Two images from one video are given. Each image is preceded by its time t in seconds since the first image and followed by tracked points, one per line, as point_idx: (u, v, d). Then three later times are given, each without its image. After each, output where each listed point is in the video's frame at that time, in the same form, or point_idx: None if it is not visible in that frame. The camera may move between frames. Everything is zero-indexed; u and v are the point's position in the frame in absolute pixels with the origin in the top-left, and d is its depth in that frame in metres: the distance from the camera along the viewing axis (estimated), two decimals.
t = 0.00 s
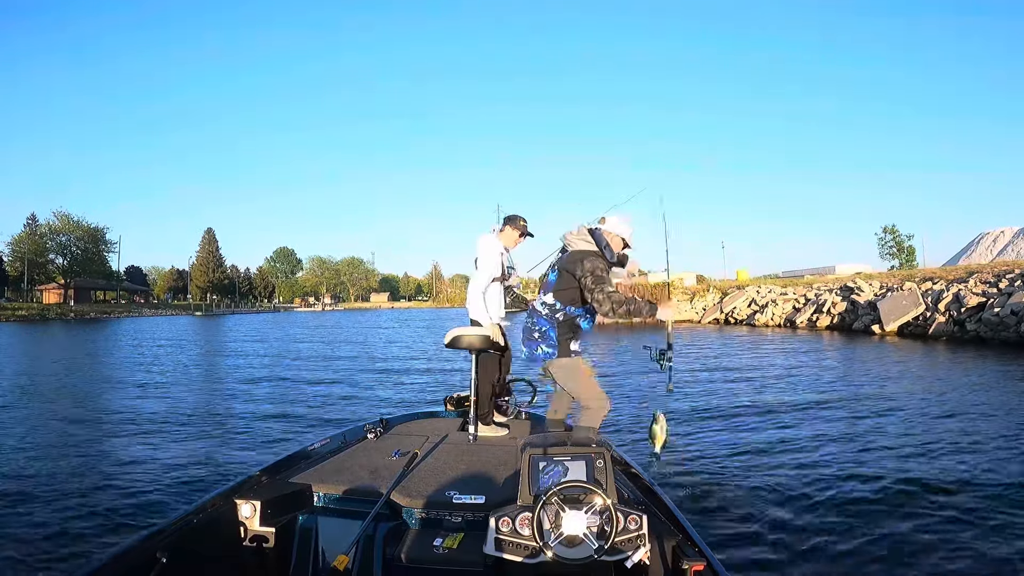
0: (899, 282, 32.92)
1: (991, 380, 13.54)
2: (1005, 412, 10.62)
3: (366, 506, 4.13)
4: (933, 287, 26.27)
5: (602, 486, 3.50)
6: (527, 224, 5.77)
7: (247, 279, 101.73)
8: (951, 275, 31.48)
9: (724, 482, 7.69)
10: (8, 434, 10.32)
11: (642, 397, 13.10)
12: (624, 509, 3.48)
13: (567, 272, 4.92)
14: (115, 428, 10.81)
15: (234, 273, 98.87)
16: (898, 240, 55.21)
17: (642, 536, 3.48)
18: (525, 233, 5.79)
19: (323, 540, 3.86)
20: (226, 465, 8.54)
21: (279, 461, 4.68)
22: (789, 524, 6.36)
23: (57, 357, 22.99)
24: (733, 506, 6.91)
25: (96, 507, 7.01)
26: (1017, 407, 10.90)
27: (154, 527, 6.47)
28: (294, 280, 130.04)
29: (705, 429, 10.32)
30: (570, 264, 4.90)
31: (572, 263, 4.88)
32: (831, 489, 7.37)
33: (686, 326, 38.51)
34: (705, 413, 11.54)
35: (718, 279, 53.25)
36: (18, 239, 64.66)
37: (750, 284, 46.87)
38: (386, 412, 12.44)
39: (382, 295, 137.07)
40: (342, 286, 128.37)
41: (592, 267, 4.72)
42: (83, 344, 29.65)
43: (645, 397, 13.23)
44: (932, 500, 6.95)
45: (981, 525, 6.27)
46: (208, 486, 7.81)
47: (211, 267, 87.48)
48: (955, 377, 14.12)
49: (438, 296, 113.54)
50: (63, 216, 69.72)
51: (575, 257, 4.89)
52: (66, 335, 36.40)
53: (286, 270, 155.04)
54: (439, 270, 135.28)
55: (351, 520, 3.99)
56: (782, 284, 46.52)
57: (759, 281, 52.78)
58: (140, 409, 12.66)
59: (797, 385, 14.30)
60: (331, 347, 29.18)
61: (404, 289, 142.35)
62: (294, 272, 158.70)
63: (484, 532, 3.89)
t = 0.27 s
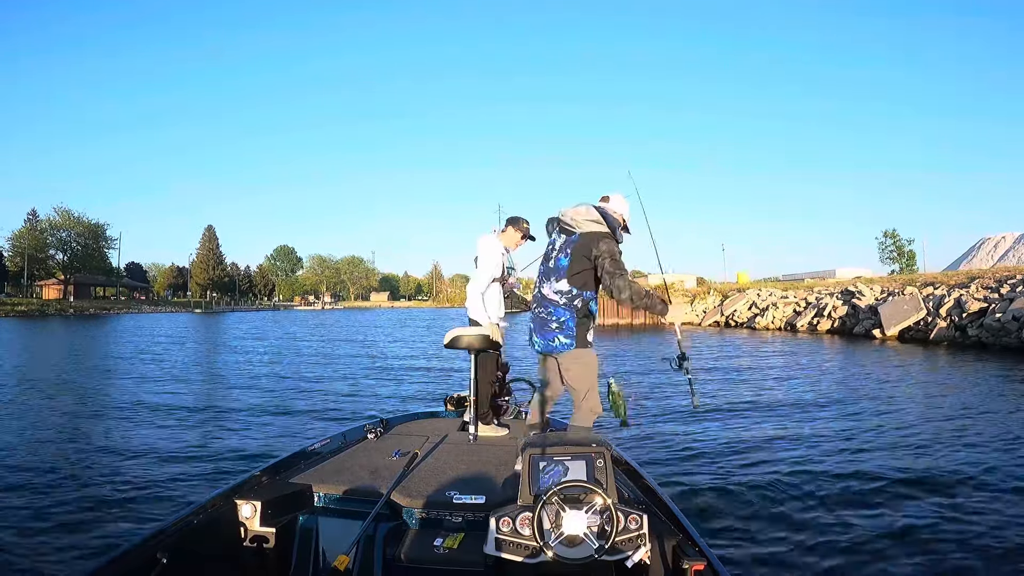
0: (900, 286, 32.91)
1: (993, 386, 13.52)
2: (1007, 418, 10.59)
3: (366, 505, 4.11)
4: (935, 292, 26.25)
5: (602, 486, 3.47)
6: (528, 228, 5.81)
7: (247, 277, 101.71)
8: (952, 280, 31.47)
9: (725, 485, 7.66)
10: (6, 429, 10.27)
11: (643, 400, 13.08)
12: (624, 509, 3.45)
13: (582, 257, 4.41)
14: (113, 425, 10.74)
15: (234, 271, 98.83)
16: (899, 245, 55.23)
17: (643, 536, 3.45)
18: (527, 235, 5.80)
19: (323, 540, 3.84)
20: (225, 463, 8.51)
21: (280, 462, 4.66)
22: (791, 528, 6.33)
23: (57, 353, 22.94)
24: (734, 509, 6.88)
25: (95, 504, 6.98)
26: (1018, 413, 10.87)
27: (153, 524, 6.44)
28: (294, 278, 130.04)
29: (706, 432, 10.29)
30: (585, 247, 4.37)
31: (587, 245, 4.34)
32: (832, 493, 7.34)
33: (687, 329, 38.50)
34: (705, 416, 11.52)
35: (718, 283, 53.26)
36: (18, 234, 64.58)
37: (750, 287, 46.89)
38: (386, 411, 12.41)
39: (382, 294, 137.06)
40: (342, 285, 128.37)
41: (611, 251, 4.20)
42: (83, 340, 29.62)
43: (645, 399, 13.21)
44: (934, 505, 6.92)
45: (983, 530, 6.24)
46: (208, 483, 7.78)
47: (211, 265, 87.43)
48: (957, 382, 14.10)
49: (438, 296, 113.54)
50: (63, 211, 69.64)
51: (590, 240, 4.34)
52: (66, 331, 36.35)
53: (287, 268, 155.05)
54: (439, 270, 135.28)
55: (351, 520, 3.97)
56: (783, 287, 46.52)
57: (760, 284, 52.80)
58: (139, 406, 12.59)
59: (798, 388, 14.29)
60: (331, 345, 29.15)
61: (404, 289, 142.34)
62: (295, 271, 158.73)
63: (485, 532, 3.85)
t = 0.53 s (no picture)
0: (900, 287, 32.92)
1: (993, 386, 13.54)
2: (1007, 417, 10.59)
3: (366, 505, 4.11)
4: (935, 292, 26.27)
5: (602, 486, 3.47)
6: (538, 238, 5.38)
7: (246, 278, 101.64)
8: (952, 281, 31.49)
9: (726, 486, 7.66)
10: (6, 431, 10.25)
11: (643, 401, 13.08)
12: (624, 509, 3.45)
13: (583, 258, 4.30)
14: (111, 427, 10.71)
15: (233, 272, 98.76)
16: (898, 245, 55.26)
17: (642, 536, 3.45)
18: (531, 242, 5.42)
19: (323, 540, 3.84)
20: (226, 464, 8.50)
21: (279, 461, 4.66)
22: (791, 530, 6.33)
23: (55, 354, 22.87)
24: (735, 511, 6.88)
25: (95, 506, 6.96)
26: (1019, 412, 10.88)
27: (154, 526, 6.43)
28: (293, 279, 129.99)
29: (706, 433, 10.29)
30: (586, 248, 4.28)
31: (587, 247, 4.28)
32: (833, 494, 7.34)
33: (687, 329, 38.52)
34: (706, 417, 11.51)
35: (718, 284, 53.27)
36: (17, 235, 64.43)
37: (750, 287, 46.91)
38: (386, 412, 12.40)
39: (381, 295, 137.00)
40: (341, 286, 128.31)
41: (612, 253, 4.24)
42: (82, 341, 29.55)
43: (646, 400, 13.21)
44: (935, 505, 6.92)
45: (984, 530, 6.24)
46: (208, 484, 7.77)
47: (210, 266, 87.34)
48: (958, 382, 14.10)
49: (437, 297, 113.48)
50: (61, 212, 69.45)
51: (591, 241, 4.29)
52: (65, 332, 36.29)
53: (286, 269, 155.00)
54: (438, 271, 135.25)
55: (350, 521, 3.97)
56: (783, 288, 46.54)
57: (760, 284, 52.80)
58: (138, 407, 12.57)
59: (798, 389, 14.29)
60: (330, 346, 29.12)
61: (403, 289, 142.32)
62: (294, 272, 158.64)
63: (485, 532, 3.86)
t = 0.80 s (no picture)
0: (900, 284, 32.95)
1: (993, 382, 13.55)
2: (1008, 414, 10.60)
3: (366, 505, 4.12)
4: (935, 289, 26.30)
5: (602, 486, 3.48)
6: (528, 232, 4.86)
7: (246, 280, 101.60)
8: (952, 278, 31.52)
9: (726, 484, 7.68)
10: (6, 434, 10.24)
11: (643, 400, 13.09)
12: (624, 509, 3.46)
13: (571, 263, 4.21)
14: (111, 430, 10.70)
15: (232, 273, 98.76)
16: (897, 242, 55.29)
17: (642, 536, 3.46)
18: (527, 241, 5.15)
19: (323, 539, 3.85)
20: (227, 465, 8.51)
21: (279, 461, 4.66)
22: (792, 527, 6.34)
23: (55, 357, 22.84)
24: (735, 508, 6.89)
25: (97, 507, 6.96)
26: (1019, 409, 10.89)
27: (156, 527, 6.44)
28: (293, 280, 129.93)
29: (707, 431, 10.30)
30: (575, 255, 4.21)
31: (575, 253, 4.21)
32: (833, 491, 7.35)
33: (687, 328, 38.54)
34: (707, 415, 11.51)
35: (717, 282, 53.29)
36: (15, 238, 64.34)
37: (750, 285, 46.94)
38: (387, 413, 12.40)
39: (380, 296, 136.96)
40: (341, 287, 128.30)
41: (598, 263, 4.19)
42: (81, 344, 29.50)
43: (646, 399, 13.22)
44: (936, 502, 6.93)
45: (985, 527, 6.25)
46: (209, 485, 7.77)
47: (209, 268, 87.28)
48: (958, 379, 14.13)
49: (437, 298, 113.46)
50: (60, 215, 69.34)
51: (579, 250, 4.21)
52: (64, 334, 36.24)
53: (285, 271, 154.92)
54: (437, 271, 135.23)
55: (350, 521, 3.98)
56: (783, 285, 46.55)
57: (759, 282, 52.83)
58: (137, 409, 12.56)
59: (798, 387, 14.30)
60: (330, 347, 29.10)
61: (402, 290, 142.30)
62: (293, 273, 158.53)
63: (485, 532, 3.86)
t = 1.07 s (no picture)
0: (900, 284, 32.96)
1: (994, 382, 13.55)
2: (1009, 414, 10.60)
3: (366, 505, 4.12)
4: (937, 290, 26.30)
5: (602, 487, 3.48)
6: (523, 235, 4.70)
7: (246, 279, 101.60)
8: (953, 277, 31.53)
9: (726, 484, 7.68)
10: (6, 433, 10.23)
11: (644, 400, 13.09)
12: (624, 509, 3.46)
13: (568, 267, 4.19)
14: (110, 429, 10.69)
15: (232, 273, 98.74)
16: (897, 242, 55.29)
17: (642, 536, 3.46)
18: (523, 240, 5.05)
19: (324, 539, 3.84)
20: (227, 465, 8.51)
21: (279, 461, 4.67)
22: (792, 528, 6.34)
23: (54, 356, 22.82)
24: (736, 509, 6.88)
25: (97, 506, 6.96)
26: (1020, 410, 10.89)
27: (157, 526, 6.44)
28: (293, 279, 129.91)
29: (707, 431, 10.30)
30: (572, 261, 4.19)
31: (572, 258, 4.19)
32: (833, 491, 7.35)
33: (688, 328, 38.55)
34: (707, 415, 11.51)
35: (718, 282, 53.28)
36: (15, 237, 64.33)
37: (750, 285, 46.94)
38: (387, 412, 12.40)
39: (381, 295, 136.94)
40: (341, 286, 128.32)
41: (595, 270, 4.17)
42: (81, 343, 29.48)
43: (647, 399, 13.22)
44: (937, 502, 6.92)
45: (986, 527, 6.25)
46: (210, 485, 7.77)
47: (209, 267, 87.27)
48: (960, 379, 14.11)
49: (437, 297, 113.43)
50: (60, 214, 69.32)
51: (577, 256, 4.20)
52: (64, 334, 36.21)
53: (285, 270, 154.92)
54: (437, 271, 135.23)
55: (350, 521, 3.98)
56: (783, 285, 46.55)
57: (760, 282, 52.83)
58: (137, 408, 12.55)
59: (799, 387, 14.30)
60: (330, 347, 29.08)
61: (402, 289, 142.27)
62: (293, 272, 158.50)
63: (484, 532, 3.86)
